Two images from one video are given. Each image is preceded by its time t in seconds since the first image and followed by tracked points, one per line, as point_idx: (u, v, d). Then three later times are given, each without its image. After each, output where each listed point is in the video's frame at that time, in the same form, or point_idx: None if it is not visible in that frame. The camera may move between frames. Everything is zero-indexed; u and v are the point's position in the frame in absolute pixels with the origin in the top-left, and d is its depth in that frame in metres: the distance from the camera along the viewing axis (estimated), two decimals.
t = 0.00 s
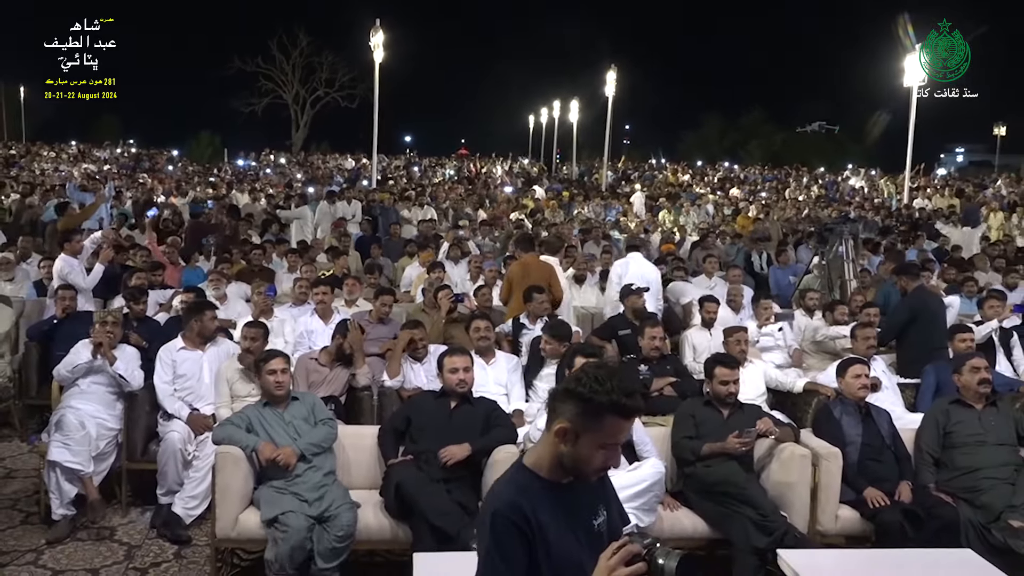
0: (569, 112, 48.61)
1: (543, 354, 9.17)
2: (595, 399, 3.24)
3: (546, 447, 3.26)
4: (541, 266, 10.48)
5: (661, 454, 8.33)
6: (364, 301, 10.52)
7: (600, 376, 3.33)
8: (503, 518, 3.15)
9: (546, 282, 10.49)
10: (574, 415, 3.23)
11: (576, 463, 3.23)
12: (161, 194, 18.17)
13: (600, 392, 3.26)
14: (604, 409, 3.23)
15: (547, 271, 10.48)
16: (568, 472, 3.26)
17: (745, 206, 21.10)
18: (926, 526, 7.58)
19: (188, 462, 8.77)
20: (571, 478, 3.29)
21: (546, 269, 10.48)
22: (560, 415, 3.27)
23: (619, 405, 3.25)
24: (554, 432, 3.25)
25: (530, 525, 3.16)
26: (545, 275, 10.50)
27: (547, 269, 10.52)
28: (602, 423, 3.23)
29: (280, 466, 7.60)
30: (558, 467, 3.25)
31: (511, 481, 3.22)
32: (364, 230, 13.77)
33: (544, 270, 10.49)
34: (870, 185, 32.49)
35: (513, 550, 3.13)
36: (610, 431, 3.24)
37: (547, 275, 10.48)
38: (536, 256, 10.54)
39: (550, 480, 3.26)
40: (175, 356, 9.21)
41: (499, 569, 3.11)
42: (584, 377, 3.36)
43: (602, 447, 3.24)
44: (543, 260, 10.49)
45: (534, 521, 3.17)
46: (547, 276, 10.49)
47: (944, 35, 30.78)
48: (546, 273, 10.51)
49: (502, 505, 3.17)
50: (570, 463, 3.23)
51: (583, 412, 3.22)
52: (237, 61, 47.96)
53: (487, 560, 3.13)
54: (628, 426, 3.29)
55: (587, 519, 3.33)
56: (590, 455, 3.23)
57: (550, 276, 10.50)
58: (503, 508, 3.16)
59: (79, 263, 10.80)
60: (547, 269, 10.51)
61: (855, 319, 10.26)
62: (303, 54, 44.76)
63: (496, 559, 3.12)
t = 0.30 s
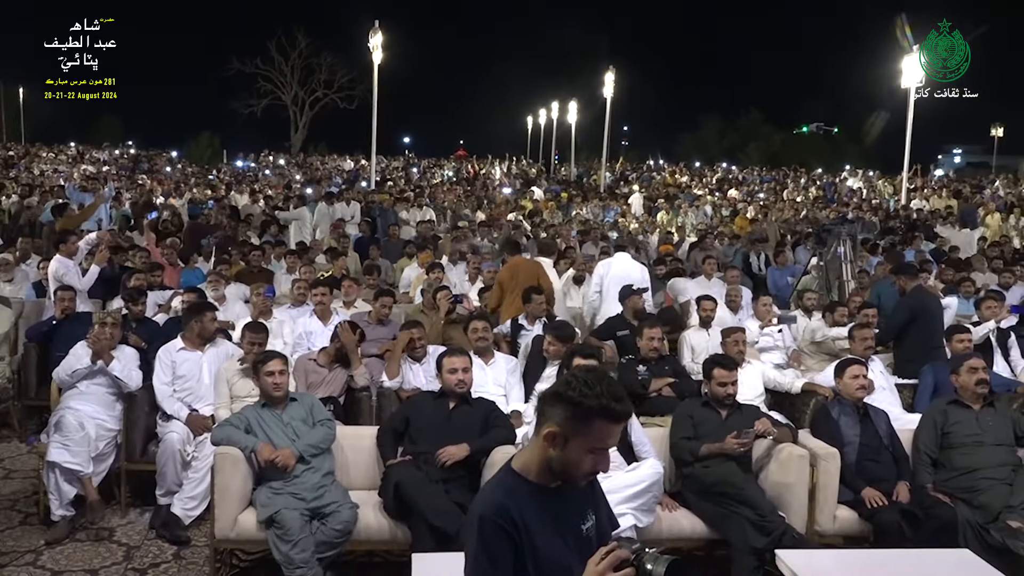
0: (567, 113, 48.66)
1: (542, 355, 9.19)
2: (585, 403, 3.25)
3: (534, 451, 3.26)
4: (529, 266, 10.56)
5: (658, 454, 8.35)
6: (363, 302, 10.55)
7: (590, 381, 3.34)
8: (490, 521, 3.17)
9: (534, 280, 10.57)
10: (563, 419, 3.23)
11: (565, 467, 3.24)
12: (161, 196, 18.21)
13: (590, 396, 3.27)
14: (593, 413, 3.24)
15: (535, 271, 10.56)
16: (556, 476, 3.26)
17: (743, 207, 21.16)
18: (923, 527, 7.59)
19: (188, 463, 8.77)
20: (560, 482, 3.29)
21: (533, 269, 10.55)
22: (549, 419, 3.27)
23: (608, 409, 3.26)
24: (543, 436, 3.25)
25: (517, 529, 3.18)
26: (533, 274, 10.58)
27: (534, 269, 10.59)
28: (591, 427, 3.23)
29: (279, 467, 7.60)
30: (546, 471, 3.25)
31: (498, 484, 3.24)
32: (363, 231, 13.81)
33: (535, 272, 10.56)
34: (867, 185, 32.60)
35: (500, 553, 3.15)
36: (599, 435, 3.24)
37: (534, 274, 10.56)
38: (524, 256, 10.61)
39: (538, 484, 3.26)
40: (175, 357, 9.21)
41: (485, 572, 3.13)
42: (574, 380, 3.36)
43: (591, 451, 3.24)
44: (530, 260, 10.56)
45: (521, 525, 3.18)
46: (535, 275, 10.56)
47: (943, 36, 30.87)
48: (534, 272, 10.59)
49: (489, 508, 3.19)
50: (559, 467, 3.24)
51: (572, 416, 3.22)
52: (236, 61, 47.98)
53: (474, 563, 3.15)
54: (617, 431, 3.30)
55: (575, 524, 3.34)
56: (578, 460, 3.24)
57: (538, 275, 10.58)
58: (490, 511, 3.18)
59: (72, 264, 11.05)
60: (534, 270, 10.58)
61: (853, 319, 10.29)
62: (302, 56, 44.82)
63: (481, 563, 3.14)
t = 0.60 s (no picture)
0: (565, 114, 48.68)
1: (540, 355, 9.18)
2: (577, 407, 3.25)
3: (523, 455, 3.26)
4: (520, 269, 10.61)
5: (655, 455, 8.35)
6: (361, 302, 10.55)
7: (581, 385, 3.34)
8: (478, 526, 3.16)
9: (526, 281, 10.61)
10: (553, 422, 3.24)
11: (554, 472, 3.23)
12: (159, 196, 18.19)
13: (580, 400, 3.27)
14: (584, 418, 3.24)
15: (526, 273, 10.61)
16: (545, 480, 3.25)
17: (741, 207, 21.16)
18: (920, 528, 7.59)
19: (185, 463, 8.76)
20: (549, 486, 3.29)
21: (524, 271, 10.59)
22: (539, 423, 3.28)
23: (599, 413, 3.26)
24: (532, 440, 3.25)
25: (506, 533, 3.17)
26: (524, 275, 10.61)
27: (525, 270, 10.63)
28: (582, 431, 3.23)
29: (277, 468, 7.59)
30: (535, 475, 3.24)
31: (487, 489, 3.23)
32: (361, 231, 13.82)
33: (528, 275, 10.62)
34: (864, 185, 32.63)
35: (488, 558, 3.15)
36: (589, 438, 3.24)
37: (525, 275, 10.60)
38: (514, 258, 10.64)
39: (527, 488, 3.25)
40: (173, 356, 9.21)
41: None
42: (565, 384, 3.36)
43: (581, 455, 3.24)
44: (520, 262, 10.60)
45: (509, 530, 3.17)
46: (526, 276, 10.61)
47: (943, 35, 30.86)
48: (525, 272, 10.62)
49: (477, 513, 3.18)
50: (548, 472, 3.23)
51: (563, 420, 3.22)
52: (235, 62, 47.97)
53: (463, 566, 3.15)
54: (608, 435, 3.30)
55: (565, 528, 3.34)
56: (569, 464, 3.23)
57: (529, 276, 10.63)
58: (479, 516, 3.17)
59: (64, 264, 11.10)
60: (525, 271, 10.62)
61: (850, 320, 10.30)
62: (301, 56, 44.83)
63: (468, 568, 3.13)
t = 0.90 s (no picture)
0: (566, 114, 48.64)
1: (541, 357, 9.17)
2: (573, 411, 3.24)
3: (518, 458, 3.26)
4: (521, 270, 10.70)
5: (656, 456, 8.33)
6: (361, 304, 10.54)
7: (576, 389, 3.32)
8: (471, 530, 3.16)
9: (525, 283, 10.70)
10: (548, 427, 3.23)
11: (549, 476, 3.23)
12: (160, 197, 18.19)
13: (575, 404, 3.26)
14: (579, 422, 3.23)
15: (526, 274, 10.70)
16: (540, 485, 3.25)
17: (741, 209, 21.16)
18: (922, 529, 7.57)
19: (186, 464, 8.75)
20: (543, 490, 3.29)
21: (525, 272, 10.68)
22: (534, 427, 3.27)
23: (594, 418, 3.25)
24: (527, 444, 3.24)
25: (500, 537, 3.16)
26: (523, 277, 10.70)
27: (526, 273, 10.73)
28: (576, 436, 3.23)
29: (277, 470, 7.57)
30: (530, 480, 3.24)
31: (481, 493, 3.22)
32: (362, 232, 13.81)
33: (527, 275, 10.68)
34: (865, 187, 32.60)
35: (481, 562, 3.14)
36: (584, 443, 3.24)
37: (526, 277, 10.69)
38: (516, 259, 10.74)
39: (522, 492, 3.25)
40: (174, 357, 9.19)
41: None
42: (559, 388, 3.35)
43: (576, 460, 3.24)
44: (522, 263, 10.70)
45: (504, 534, 3.17)
46: (526, 278, 10.71)
47: (943, 35, 30.85)
48: (525, 275, 10.72)
49: (471, 517, 3.18)
50: (543, 476, 3.23)
51: (557, 425, 3.21)
52: (236, 63, 47.98)
53: (455, 570, 3.15)
54: (603, 440, 3.29)
55: (559, 532, 3.34)
56: (563, 469, 3.23)
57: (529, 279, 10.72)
58: (472, 520, 3.17)
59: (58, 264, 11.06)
60: (526, 273, 10.71)
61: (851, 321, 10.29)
62: (301, 57, 44.83)
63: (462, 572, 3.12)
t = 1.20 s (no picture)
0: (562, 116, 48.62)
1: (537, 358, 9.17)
2: (565, 414, 3.23)
3: (511, 461, 3.25)
4: (518, 273, 10.67)
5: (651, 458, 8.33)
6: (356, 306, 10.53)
7: (567, 392, 3.31)
8: (463, 533, 3.16)
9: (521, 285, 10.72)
10: (539, 430, 3.22)
11: (540, 479, 3.23)
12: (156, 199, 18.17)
13: (568, 407, 3.24)
14: (571, 426, 3.22)
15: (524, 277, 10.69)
16: (532, 488, 3.25)
17: (738, 211, 21.16)
18: (916, 531, 7.57)
19: (181, 466, 8.74)
20: (536, 493, 3.28)
21: (522, 276, 10.67)
22: (526, 431, 3.26)
23: (586, 421, 3.24)
24: (518, 447, 3.24)
25: (491, 541, 3.16)
26: (521, 279, 10.69)
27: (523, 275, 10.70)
28: (568, 439, 3.22)
29: (272, 473, 7.52)
30: (522, 483, 3.24)
31: (472, 496, 3.23)
32: (358, 234, 13.81)
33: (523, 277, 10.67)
34: (861, 189, 32.61)
35: (472, 565, 3.14)
36: (576, 446, 3.23)
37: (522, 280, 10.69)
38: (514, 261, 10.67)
39: (514, 496, 3.25)
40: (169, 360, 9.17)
41: None
42: (551, 391, 3.33)
43: (568, 463, 3.24)
44: (520, 266, 10.64)
45: (495, 538, 3.17)
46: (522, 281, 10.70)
47: (942, 37, 30.84)
48: (522, 277, 10.70)
49: (462, 520, 3.18)
50: (534, 479, 3.23)
51: (549, 429, 3.21)
52: (232, 65, 47.95)
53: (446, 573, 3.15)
54: (595, 443, 3.29)
55: (551, 536, 3.33)
56: (555, 471, 3.23)
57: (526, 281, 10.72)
58: (463, 523, 3.17)
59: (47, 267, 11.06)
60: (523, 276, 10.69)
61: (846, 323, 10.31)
62: (297, 59, 44.80)
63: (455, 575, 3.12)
